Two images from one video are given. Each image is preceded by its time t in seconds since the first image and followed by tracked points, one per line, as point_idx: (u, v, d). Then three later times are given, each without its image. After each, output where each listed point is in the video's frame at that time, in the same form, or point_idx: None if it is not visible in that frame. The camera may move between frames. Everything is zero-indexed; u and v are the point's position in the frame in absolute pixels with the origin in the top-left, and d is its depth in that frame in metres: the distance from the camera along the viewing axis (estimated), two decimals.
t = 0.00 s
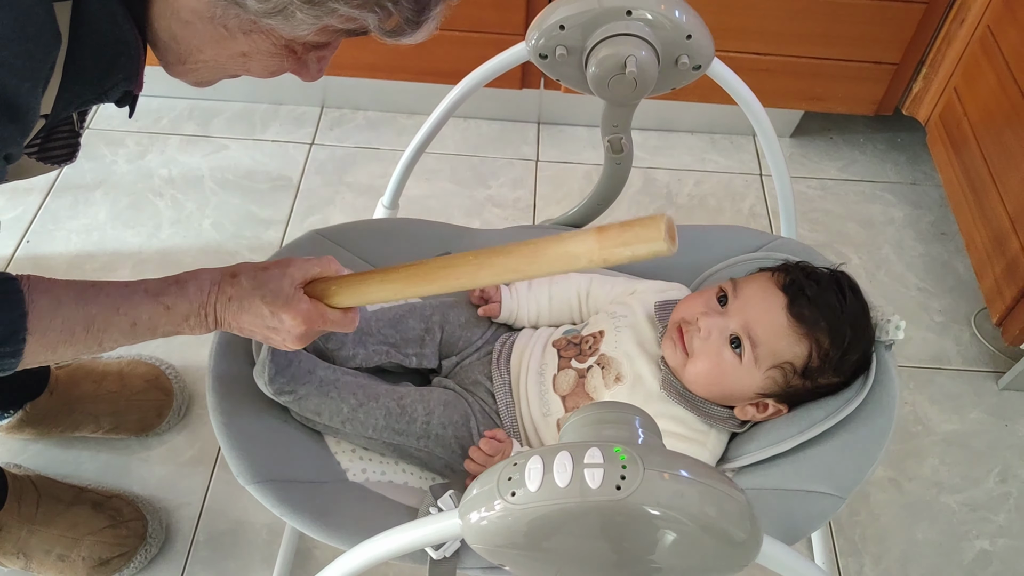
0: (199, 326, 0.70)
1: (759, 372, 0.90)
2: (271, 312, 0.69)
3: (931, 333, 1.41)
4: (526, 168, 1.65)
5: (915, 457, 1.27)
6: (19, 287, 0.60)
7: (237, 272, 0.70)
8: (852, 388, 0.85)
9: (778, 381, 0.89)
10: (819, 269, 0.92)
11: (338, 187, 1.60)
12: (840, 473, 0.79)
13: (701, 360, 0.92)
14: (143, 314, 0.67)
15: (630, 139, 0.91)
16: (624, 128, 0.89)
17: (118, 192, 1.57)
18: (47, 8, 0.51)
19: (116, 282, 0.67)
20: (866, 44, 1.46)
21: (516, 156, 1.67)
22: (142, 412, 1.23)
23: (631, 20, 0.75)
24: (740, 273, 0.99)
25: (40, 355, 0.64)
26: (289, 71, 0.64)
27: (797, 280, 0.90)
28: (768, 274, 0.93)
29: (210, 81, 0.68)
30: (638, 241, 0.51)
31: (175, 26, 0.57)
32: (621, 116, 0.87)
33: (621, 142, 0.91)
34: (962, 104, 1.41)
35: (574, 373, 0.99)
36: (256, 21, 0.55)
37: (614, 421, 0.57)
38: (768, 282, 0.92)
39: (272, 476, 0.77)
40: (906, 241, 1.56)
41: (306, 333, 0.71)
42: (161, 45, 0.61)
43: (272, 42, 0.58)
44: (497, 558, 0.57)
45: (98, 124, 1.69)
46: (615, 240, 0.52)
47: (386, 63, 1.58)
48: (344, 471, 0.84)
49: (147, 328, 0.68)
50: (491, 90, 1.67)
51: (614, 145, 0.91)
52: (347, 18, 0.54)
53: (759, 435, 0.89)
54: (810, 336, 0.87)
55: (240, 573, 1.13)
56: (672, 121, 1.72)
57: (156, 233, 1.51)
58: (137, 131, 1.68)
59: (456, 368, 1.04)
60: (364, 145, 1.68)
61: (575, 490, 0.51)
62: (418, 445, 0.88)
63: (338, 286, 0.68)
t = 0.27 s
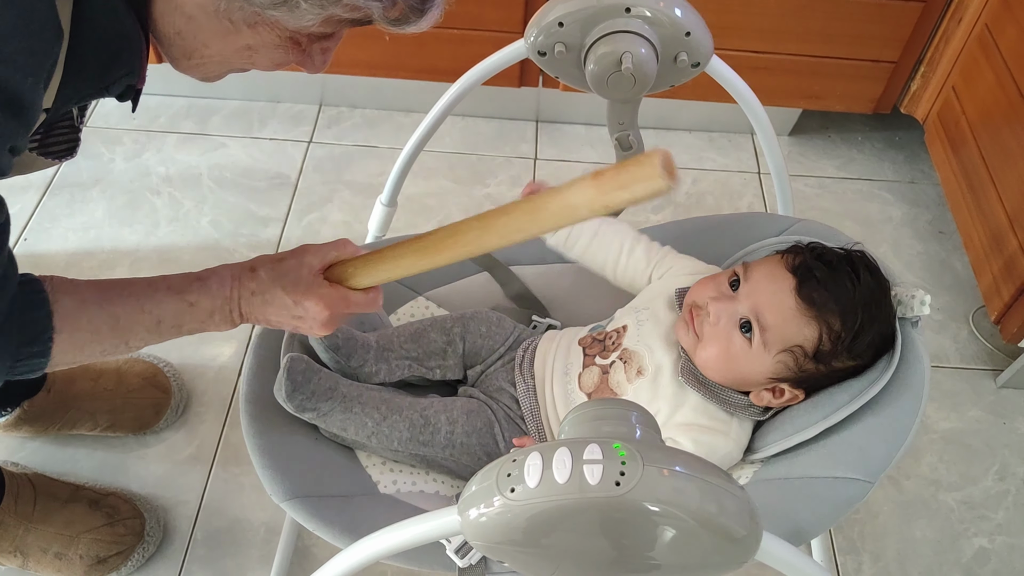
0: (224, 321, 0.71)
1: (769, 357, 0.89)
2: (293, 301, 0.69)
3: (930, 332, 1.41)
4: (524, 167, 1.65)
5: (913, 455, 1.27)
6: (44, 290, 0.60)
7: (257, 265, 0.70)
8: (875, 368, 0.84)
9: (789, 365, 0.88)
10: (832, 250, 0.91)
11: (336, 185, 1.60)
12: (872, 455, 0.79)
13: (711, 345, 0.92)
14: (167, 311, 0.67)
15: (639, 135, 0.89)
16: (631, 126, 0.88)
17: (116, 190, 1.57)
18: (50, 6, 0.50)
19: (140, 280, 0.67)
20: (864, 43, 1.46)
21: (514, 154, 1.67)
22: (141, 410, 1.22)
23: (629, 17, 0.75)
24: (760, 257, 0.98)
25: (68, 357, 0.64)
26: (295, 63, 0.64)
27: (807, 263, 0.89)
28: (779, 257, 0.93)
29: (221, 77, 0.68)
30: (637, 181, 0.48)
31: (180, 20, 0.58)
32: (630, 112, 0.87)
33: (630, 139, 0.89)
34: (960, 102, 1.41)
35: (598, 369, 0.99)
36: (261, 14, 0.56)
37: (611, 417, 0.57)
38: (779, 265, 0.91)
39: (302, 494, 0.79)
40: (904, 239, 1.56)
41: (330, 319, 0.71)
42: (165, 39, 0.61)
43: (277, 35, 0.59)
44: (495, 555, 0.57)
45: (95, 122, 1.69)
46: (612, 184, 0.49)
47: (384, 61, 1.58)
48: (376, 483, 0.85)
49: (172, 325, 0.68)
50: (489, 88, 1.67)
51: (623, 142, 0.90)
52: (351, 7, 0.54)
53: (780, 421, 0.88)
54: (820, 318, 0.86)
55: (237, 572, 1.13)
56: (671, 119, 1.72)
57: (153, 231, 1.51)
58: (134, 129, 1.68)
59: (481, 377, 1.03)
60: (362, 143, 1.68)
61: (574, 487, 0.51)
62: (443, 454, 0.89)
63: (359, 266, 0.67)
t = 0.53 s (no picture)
0: (243, 317, 0.71)
1: (753, 361, 0.89)
2: (312, 286, 0.68)
3: (928, 332, 1.42)
4: (522, 167, 1.65)
5: (911, 455, 1.27)
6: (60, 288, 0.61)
7: (272, 257, 0.70)
8: (855, 377, 0.85)
9: (771, 370, 0.89)
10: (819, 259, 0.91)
11: (334, 185, 1.60)
12: (849, 463, 0.79)
13: (697, 346, 0.92)
14: (186, 307, 0.67)
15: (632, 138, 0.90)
16: (624, 125, 0.88)
17: (114, 190, 1.57)
18: None
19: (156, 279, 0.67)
20: (863, 43, 1.46)
21: (512, 154, 1.67)
22: (139, 410, 1.22)
23: (628, 17, 0.75)
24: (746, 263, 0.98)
25: (88, 355, 0.64)
26: (293, 55, 0.64)
27: (796, 270, 0.89)
28: (768, 262, 0.93)
29: (220, 71, 0.68)
30: (688, 145, 0.46)
31: (180, 11, 0.58)
32: (623, 113, 0.87)
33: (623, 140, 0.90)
34: (958, 102, 1.41)
35: (584, 359, 0.99)
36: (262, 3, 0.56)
37: (610, 416, 0.57)
38: (768, 271, 0.91)
39: (279, 477, 0.77)
40: (902, 239, 1.56)
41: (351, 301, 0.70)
42: (164, 30, 0.60)
43: (277, 25, 0.59)
44: (494, 554, 0.57)
45: (93, 122, 1.68)
46: (663, 149, 0.47)
47: (383, 60, 1.58)
48: (349, 471, 0.84)
49: (194, 321, 0.68)
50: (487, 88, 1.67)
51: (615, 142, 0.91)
52: None
53: (758, 425, 0.89)
54: (805, 327, 0.87)
55: (236, 572, 1.13)
56: (669, 119, 1.72)
57: (152, 231, 1.51)
58: (132, 128, 1.68)
59: (459, 367, 1.03)
60: (360, 143, 1.68)
61: (573, 486, 0.51)
62: (421, 444, 0.88)
63: (382, 246, 0.66)
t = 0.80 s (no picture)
0: (231, 317, 0.71)
1: (728, 374, 0.90)
2: (297, 277, 0.68)
3: (926, 331, 1.42)
4: (521, 167, 1.65)
5: (909, 454, 1.27)
6: (48, 285, 0.61)
7: (253, 257, 0.70)
8: (821, 398, 0.85)
9: (745, 384, 0.90)
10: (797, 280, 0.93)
11: (332, 185, 1.60)
12: (810, 479, 0.80)
13: (675, 356, 0.92)
14: (174, 305, 0.67)
15: (619, 135, 0.90)
16: (613, 125, 0.89)
17: (112, 190, 1.57)
18: None
19: (143, 279, 0.67)
20: (860, 42, 1.46)
21: (510, 154, 1.67)
22: (137, 410, 1.22)
23: (626, 17, 0.75)
24: (720, 278, 0.99)
25: (78, 353, 0.64)
26: (288, 57, 0.64)
27: (775, 288, 0.90)
28: (747, 279, 0.94)
29: (215, 72, 0.68)
30: (664, 165, 0.49)
31: (179, 14, 0.58)
32: (613, 113, 0.87)
33: (610, 141, 0.90)
34: (956, 102, 1.41)
35: (558, 360, 0.98)
36: (262, 7, 0.57)
37: (610, 416, 0.57)
38: (747, 287, 0.92)
39: (236, 455, 0.76)
40: (900, 238, 1.56)
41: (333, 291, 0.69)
42: (162, 34, 0.60)
43: (276, 27, 0.59)
44: (493, 555, 0.57)
45: (91, 122, 1.68)
46: (639, 167, 0.50)
47: (380, 60, 1.58)
48: (310, 453, 0.82)
49: (182, 320, 0.68)
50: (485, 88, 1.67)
51: (603, 142, 0.90)
52: (351, 3, 0.56)
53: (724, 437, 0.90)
54: (782, 343, 0.88)
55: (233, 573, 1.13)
56: (667, 119, 1.72)
57: (149, 231, 1.51)
58: (130, 128, 1.68)
59: (426, 354, 1.01)
60: (359, 143, 1.68)
61: (571, 486, 0.51)
62: (385, 433, 0.87)
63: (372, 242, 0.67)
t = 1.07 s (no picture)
0: (273, 376, 0.70)
1: (739, 368, 0.90)
2: (352, 340, 0.70)
3: (924, 332, 1.42)
4: (519, 167, 1.65)
5: (907, 455, 1.27)
6: (88, 330, 0.61)
7: (309, 318, 0.69)
8: (831, 391, 0.86)
9: (756, 378, 0.90)
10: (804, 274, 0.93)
11: (330, 186, 1.60)
12: (822, 474, 0.79)
13: (684, 352, 0.92)
14: (220, 361, 0.66)
15: (620, 136, 0.91)
16: (613, 125, 0.89)
17: (110, 190, 1.57)
18: None
19: (189, 333, 0.66)
20: (858, 43, 1.46)
21: (508, 154, 1.67)
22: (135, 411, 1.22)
23: (624, 18, 0.75)
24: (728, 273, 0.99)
25: (116, 399, 0.63)
26: (286, 54, 0.64)
27: (784, 282, 0.91)
28: (756, 274, 0.94)
29: (215, 70, 0.68)
30: (643, 200, 0.55)
31: (178, 12, 0.58)
32: (613, 113, 0.87)
33: (610, 140, 0.91)
34: (953, 102, 1.42)
35: (566, 358, 0.98)
36: (260, 4, 0.57)
37: (607, 416, 0.57)
38: (755, 281, 0.92)
39: (250, 464, 0.76)
40: (897, 239, 1.57)
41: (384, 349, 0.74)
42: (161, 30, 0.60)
43: (274, 26, 0.59)
44: (491, 555, 0.57)
45: (89, 122, 1.68)
46: (623, 203, 0.56)
47: (379, 61, 1.58)
48: (321, 460, 0.81)
49: (225, 376, 0.67)
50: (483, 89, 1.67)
51: (603, 143, 0.91)
52: None
53: (736, 433, 0.90)
54: (791, 337, 0.88)
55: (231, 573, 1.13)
56: (665, 120, 1.73)
57: (147, 231, 1.51)
58: (128, 129, 1.68)
59: (433, 358, 1.02)
60: (357, 144, 1.68)
61: (569, 486, 0.51)
62: (394, 439, 0.85)
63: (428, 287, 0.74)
